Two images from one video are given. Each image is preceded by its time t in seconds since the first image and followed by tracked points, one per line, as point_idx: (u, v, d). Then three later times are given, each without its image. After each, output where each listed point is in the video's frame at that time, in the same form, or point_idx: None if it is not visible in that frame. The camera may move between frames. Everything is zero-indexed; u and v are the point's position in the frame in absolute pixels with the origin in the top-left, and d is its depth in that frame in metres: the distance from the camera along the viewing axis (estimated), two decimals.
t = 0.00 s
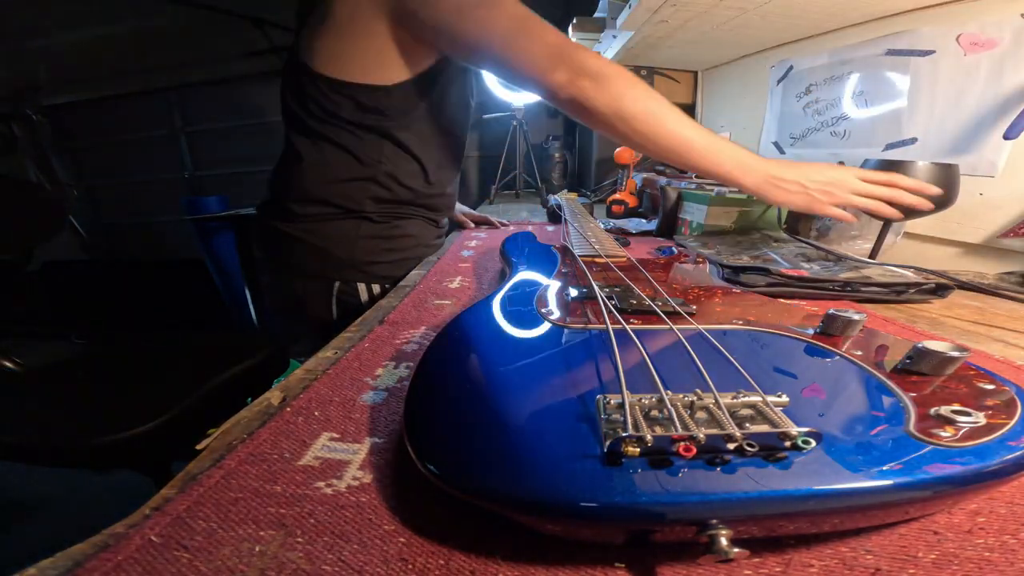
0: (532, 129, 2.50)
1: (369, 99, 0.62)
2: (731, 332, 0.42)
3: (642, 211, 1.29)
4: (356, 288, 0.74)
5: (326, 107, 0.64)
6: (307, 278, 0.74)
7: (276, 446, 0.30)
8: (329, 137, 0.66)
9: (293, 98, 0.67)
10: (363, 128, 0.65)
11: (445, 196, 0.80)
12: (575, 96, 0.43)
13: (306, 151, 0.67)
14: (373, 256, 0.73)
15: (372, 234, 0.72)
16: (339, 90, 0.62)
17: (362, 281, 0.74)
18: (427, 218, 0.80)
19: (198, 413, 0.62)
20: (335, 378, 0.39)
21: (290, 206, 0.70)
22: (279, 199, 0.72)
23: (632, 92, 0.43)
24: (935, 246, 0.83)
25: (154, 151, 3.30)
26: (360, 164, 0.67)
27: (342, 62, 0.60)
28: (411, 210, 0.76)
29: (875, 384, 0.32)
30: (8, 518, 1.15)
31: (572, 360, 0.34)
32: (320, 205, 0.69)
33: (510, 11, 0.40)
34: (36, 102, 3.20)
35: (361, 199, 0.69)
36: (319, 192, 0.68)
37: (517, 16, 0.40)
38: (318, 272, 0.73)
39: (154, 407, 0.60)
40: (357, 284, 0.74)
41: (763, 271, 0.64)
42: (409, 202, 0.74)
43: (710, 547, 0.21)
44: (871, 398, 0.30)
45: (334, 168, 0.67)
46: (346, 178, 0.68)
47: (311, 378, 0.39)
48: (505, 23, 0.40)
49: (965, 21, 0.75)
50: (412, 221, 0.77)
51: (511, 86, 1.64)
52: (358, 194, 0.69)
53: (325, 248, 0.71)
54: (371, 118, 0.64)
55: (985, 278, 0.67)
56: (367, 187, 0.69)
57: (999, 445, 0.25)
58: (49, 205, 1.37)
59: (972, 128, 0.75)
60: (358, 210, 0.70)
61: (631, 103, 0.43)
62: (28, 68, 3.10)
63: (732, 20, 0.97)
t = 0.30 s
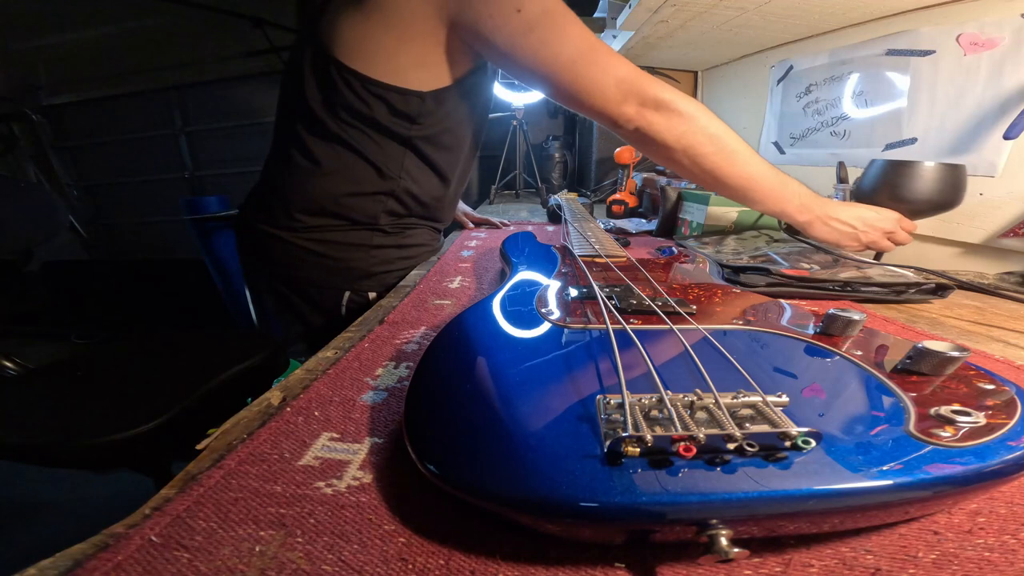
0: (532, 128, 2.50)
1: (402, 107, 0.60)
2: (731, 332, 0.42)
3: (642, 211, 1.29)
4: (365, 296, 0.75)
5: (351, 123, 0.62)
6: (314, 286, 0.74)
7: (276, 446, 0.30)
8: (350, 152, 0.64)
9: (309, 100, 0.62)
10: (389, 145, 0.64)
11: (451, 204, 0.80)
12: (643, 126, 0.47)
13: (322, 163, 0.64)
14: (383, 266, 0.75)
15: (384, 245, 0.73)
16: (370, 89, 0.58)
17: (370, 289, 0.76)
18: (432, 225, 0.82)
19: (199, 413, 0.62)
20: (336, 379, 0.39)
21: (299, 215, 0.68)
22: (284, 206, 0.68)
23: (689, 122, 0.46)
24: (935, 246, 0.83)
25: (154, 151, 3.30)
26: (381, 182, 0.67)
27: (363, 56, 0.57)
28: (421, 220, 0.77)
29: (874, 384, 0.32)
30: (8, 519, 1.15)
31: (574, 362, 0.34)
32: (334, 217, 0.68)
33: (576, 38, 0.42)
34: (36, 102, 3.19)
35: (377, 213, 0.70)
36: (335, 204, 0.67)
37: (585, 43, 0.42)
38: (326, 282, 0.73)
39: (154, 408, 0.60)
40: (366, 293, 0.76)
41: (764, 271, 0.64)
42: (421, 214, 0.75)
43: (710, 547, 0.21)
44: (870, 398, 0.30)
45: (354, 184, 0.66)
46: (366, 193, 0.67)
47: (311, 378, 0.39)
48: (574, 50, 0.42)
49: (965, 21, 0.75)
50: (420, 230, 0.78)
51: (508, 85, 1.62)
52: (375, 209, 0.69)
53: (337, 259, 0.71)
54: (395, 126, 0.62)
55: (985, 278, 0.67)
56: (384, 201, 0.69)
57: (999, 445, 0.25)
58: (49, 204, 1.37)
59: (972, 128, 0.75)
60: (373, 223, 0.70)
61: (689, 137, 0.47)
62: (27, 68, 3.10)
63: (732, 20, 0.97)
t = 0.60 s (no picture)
0: (532, 128, 2.50)
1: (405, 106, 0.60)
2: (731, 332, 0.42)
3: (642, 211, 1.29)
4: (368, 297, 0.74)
5: (354, 121, 0.62)
6: (317, 287, 0.73)
7: (276, 446, 0.30)
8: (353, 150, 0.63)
9: (312, 101, 0.63)
10: (391, 146, 0.64)
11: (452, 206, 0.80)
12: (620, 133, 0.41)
13: (325, 163, 0.64)
14: (387, 268, 0.75)
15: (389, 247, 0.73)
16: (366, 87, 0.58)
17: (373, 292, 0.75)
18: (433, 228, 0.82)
19: (199, 414, 0.62)
20: (336, 379, 0.39)
21: (302, 215, 0.68)
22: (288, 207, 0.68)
23: (667, 120, 0.42)
24: (935, 245, 0.83)
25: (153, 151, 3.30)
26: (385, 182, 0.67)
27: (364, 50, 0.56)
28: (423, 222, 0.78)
29: (875, 384, 0.32)
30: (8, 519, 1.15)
31: (576, 362, 0.34)
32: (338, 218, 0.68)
33: (556, 20, 0.37)
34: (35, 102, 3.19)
35: (382, 214, 0.70)
36: (338, 205, 0.67)
37: (560, 31, 0.37)
38: (329, 284, 0.72)
39: (153, 408, 0.60)
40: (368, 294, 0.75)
41: (764, 271, 0.64)
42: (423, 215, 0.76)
43: (710, 547, 0.21)
44: (871, 398, 0.30)
45: (358, 184, 0.66)
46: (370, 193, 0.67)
47: (311, 378, 0.39)
48: (547, 38, 0.37)
49: (965, 21, 0.75)
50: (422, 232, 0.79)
51: (507, 85, 1.61)
52: (379, 210, 0.69)
53: (341, 261, 0.70)
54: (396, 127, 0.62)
55: (985, 278, 0.67)
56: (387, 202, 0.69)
57: (999, 445, 0.25)
58: (49, 204, 1.37)
59: (973, 128, 0.75)
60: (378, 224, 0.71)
61: (683, 133, 0.42)
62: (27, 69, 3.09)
63: (732, 20, 0.97)
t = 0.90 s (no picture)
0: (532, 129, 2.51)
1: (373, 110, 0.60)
2: (732, 332, 0.42)
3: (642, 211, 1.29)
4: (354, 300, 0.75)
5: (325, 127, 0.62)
6: (304, 287, 0.75)
7: (276, 446, 0.30)
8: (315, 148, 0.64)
9: (278, 103, 0.65)
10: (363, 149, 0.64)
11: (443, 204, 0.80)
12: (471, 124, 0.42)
13: (296, 161, 0.66)
14: (370, 268, 0.74)
15: (370, 247, 0.72)
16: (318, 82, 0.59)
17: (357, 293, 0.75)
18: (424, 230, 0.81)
19: (198, 413, 0.62)
20: (336, 379, 0.39)
21: (283, 215, 0.70)
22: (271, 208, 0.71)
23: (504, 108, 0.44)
24: (935, 245, 0.83)
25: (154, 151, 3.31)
26: (353, 181, 0.67)
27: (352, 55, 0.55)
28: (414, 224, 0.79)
29: (875, 384, 0.32)
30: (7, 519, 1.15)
31: (575, 361, 0.34)
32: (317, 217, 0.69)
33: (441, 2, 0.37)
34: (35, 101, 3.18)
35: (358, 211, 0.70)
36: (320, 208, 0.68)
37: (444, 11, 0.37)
38: (315, 284, 0.74)
39: (153, 408, 0.60)
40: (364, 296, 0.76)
41: (763, 271, 0.64)
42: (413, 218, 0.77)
43: (710, 547, 0.21)
44: (871, 398, 0.30)
45: (324, 183, 0.67)
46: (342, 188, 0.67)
47: (311, 378, 0.39)
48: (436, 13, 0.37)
49: (965, 21, 0.75)
50: (410, 233, 0.77)
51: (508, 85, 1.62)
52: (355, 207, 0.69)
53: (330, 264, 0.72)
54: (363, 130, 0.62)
55: (985, 278, 0.67)
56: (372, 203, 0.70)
57: (1000, 445, 0.25)
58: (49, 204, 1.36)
59: (973, 128, 0.74)
60: (355, 223, 0.70)
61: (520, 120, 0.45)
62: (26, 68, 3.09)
63: (732, 20, 0.97)
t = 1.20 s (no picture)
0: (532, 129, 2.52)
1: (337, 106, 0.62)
2: (731, 332, 0.42)
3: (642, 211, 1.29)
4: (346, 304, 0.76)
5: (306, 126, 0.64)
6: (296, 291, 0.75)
7: (276, 446, 0.30)
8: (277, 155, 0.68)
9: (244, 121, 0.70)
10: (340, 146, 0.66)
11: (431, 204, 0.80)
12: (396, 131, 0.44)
13: (262, 169, 0.70)
14: (349, 271, 0.73)
15: (337, 248, 0.72)
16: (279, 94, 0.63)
17: (334, 296, 0.75)
18: (410, 232, 0.79)
19: (198, 413, 0.62)
20: (336, 379, 0.39)
21: (259, 221, 0.73)
22: (249, 216, 0.75)
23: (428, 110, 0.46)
24: (935, 246, 0.83)
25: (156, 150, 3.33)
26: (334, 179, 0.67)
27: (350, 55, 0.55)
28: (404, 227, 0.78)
29: (874, 384, 0.32)
30: (8, 520, 1.15)
31: (572, 361, 0.34)
32: (286, 221, 0.71)
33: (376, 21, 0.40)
34: (35, 101, 3.19)
35: (321, 211, 0.69)
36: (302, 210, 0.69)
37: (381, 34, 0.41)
38: (294, 286, 0.75)
39: (153, 408, 0.60)
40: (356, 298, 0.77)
41: (764, 271, 0.64)
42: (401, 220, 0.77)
43: (710, 547, 0.21)
44: (871, 398, 0.30)
45: (304, 184, 0.68)
46: (301, 188, 0.68)
47: (311, 378, 0.39)
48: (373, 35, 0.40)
49: (965, 21, 0.75)
50: (386, 233, 0.75)
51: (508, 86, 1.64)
52: (317, 207, 0.69)
53: (318, 267, 0.72)
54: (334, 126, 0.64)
55: (986, 278, 0.67)
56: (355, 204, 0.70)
57: (1000, 445, 0.25)
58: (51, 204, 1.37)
59: (974, 128, 0.74)
60: (331, 226, 0.70)
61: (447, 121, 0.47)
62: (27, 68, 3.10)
63: (731, 20, 0.97)
